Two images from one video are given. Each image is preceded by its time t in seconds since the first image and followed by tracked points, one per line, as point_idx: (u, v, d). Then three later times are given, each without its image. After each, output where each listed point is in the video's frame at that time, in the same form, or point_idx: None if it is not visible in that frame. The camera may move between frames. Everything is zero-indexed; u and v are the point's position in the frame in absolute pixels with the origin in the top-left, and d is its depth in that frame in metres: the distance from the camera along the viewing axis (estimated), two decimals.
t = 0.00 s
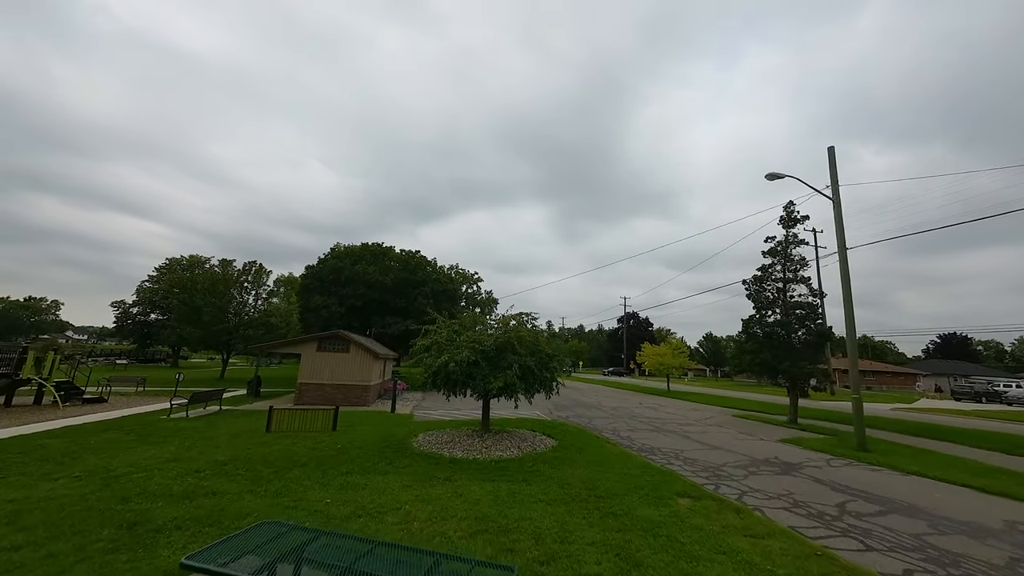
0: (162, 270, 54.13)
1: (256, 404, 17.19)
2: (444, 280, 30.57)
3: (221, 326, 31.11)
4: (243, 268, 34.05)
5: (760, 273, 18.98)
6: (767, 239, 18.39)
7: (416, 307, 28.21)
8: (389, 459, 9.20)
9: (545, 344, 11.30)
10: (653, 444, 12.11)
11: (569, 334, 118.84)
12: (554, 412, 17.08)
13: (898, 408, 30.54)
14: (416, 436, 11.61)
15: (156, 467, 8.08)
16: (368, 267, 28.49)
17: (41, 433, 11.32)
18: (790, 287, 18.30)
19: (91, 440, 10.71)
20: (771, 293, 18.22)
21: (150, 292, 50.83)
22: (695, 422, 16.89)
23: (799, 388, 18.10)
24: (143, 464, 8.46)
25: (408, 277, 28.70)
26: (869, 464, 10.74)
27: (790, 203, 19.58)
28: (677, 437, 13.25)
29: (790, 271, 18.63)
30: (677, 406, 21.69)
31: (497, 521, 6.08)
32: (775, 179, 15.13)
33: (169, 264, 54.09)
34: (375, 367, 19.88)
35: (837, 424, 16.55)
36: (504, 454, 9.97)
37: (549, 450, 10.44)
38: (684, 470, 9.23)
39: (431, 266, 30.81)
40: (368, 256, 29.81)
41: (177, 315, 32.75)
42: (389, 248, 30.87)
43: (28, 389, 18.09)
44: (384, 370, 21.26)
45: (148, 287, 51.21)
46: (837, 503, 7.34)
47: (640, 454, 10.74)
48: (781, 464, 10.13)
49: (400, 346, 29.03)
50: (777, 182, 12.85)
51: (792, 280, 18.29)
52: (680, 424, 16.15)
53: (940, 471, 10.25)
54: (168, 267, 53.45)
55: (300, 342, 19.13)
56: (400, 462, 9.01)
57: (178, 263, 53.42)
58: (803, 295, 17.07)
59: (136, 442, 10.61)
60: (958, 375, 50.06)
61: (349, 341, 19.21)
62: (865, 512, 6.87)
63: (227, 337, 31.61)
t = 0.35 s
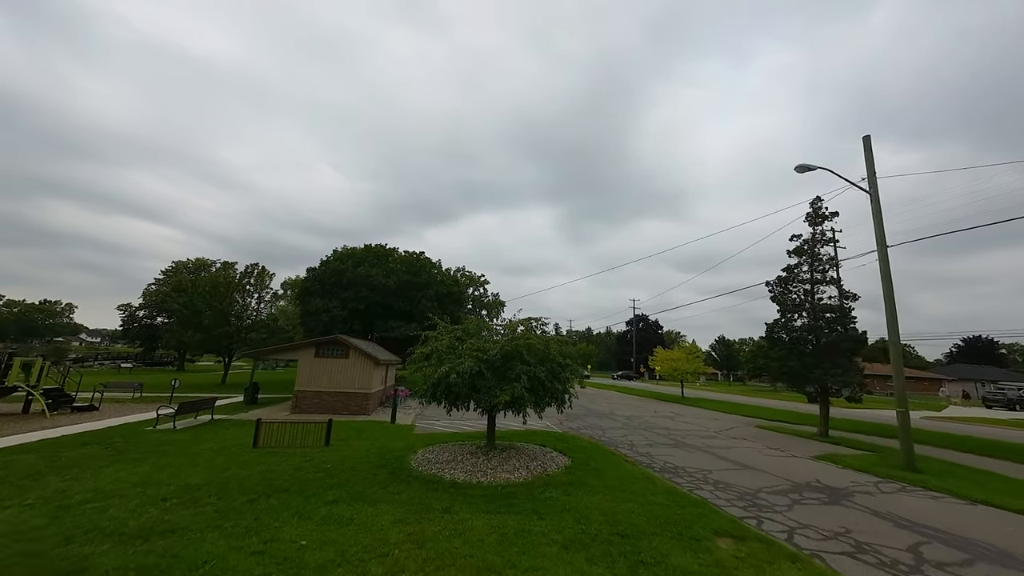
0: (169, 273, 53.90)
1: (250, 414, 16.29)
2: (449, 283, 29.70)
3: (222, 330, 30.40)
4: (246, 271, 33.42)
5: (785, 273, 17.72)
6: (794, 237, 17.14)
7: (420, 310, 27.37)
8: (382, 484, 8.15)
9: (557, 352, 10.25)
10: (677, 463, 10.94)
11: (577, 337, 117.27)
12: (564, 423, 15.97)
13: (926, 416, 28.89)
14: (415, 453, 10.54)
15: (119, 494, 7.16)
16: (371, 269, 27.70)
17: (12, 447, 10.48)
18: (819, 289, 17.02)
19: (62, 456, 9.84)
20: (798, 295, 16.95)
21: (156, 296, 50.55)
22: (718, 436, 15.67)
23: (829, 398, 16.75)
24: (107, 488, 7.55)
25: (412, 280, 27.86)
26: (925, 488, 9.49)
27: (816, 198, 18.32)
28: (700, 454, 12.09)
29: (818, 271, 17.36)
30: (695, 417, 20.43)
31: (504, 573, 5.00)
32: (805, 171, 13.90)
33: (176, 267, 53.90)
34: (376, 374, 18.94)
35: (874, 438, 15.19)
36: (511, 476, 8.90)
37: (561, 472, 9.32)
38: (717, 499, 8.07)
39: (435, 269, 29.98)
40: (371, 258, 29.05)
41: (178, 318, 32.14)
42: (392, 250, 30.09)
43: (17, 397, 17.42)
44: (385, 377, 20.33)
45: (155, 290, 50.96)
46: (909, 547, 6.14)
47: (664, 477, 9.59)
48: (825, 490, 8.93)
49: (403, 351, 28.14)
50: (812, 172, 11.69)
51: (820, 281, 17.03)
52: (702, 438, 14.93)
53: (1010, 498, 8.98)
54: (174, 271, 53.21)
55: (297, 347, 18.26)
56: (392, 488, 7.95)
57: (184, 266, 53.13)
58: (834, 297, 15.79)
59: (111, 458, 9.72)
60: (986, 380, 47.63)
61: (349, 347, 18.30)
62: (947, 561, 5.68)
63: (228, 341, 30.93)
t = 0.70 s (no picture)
0: (175, 276, 53.64)
1: (243, 423, 15.41)
2: (454, 285, 28.81)
3: (223, 334, 29.74)
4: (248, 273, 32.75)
5: (815, 274, 16.47)
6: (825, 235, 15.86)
7: (424, 313, 26.49)
8: (372, 514, 7.15)
9: (570, 361, 9.19)
10: (705, 486, 9.75)
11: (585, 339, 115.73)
12: (576, 435, 14.86)
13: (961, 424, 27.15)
14: (412, 473, 9.52)
15: (69, 530, 6.21)
16: (374, 270, 26.85)
17: None
18: (852, 290, 15.76)
19: (27, 475, 8.96)
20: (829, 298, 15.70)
21: (163, 298, 50.27)
22: (744, 450, 14.44)
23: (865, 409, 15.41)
24: (61, 519, 6.61)
25: (416, 281, 26.97)
26: (998, 521, 8.22)
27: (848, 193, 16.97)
28: (730, 474, 10.88)
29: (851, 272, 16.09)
30: (716, 428, 19.14)
31: None
32: (843, 161, 12.61)
33: (182, 270, 53.63)
34: (377, 381, 17.99)
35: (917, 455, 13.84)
36: (520, 503, 7.84)
37: (576, 498, 8.22)
38: (760, 536, 6.90)
39: (439, 270, 29.06)
40: (374, 259, 28.25)
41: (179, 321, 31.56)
42: (396, 251, 29.28)
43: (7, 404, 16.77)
44: (387, 383, 19.40)
45: (161, 293, 50.69)
46: None
47: (693, 504, 8.44)
48: (883, 524, 7.71)
49: (407, 355, 27.26)
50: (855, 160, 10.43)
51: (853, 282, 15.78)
52: (728, 453, 13.72)
53: None
54: (181, 273, 52.92)
55: (294, 352, 17.36)
56: (383, 520, 6.93)
57: (190, 268, 52.81)
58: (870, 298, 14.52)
59: (80, 478, 8.84)
60: (1016, 384, 45.31)
61: (347, 352, 17.39)
62: None
63: (230, 345, 30.25)
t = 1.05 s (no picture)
0: (182, 279, 53.49)
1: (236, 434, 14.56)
2: (460, 287, 27.86)
3: (225, 337, 28.93)
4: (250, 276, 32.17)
5: (848, 275, 15.23)
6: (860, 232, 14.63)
7: (429, 316, 25.57)
8: (359, 554, 6.14)
9: (586, 372, 8.13)
10: (741, 515, 8.56)
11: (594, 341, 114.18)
12: (589, 449, 13.73)
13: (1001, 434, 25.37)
14: (409, 496, 8.52)
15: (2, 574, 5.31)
16: (377, 272, 26.04)
17: None
18: (892, 293, 14.48)
19: None
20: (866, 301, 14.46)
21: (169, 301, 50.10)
22: (774, 467, 13.21)
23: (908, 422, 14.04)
24: None
25: (420, 283, 26.09)
26: None
27: (885, 186, 15.67)
28: (766, 499, 9.68)
29: (890, 272, 14.81)
30: (739, 440, 17.85)
31: None
32: (887, 148, 11.37)
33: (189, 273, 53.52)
34: (378, 388, 17.06)
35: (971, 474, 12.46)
36: (530, 539, 6.78)
37: (596, 533, 7.13)
38: None
39: (445, 271, 28.17)
40: (378, 260, 27.44)
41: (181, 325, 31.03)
42: (401, 252, 28.44)
43: None
44: (389, 390, 18.47)
45: (168, 296, 50.54)
46: None
47: (731, 540, 7.29)
48: (962, 569, 6.49)
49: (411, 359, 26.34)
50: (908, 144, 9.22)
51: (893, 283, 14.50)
52: (757, 471, 12.50)
53: None
54: (187, 276, 52.76)
55: (291, 358, 16.51)
56: (370, 562, 5.90)
57: (197, 271, 52.64)
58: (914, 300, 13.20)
59: (43, 502, 7.99)
60: None
61: (347, 358, 16.48)
62: None
63: (232, 348, 29.62)
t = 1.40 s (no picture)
0: (191, 280, 53.51)
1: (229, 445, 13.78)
2: (467, 288, 26.97)
3: (229, 339, 28.35)
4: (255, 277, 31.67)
5: (889, 274, 13.93)
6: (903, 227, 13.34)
7: (434, 318, 24.74)
8: None
9: (607, 386, 7.04)
10: (786, 552, 7.41)
11: (603, 342, 112.45)
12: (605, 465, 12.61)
13: None
14: (405, 526, 7.52)
15: None
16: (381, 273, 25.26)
17: None
18: (939, 294, 13.13)
19: None
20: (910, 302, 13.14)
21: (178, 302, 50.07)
22: (810, 486, 11.99)
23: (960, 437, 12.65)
24: None
25: (426, 285, 25.25)
26: None
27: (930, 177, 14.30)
28: (811, 530, 8.45)
29: (936, 271, 13.46)
30: (766, 454, 16.56)
31: None
32: (942, 130, 10.12)
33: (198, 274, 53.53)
34: (379, 394, 16.23)
35: None
36: None
37: None
38: None
39: (451, 272, 27.28)
40: (382, 260, 26.64)
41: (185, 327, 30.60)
42: (406, 252, 27.61)
43: None
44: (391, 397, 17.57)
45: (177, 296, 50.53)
46: None
47: None
48: None
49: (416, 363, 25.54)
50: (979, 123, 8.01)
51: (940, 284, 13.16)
52: (792, 491, 11.29)
53: None
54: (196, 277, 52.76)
55: (289, 363, 15.72)
56: None
57: (206, 272, 52.59)
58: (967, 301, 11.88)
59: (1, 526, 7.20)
60: None
61: (347, 363, 15.65)
62: None
63: (235, 352, 29.09)
